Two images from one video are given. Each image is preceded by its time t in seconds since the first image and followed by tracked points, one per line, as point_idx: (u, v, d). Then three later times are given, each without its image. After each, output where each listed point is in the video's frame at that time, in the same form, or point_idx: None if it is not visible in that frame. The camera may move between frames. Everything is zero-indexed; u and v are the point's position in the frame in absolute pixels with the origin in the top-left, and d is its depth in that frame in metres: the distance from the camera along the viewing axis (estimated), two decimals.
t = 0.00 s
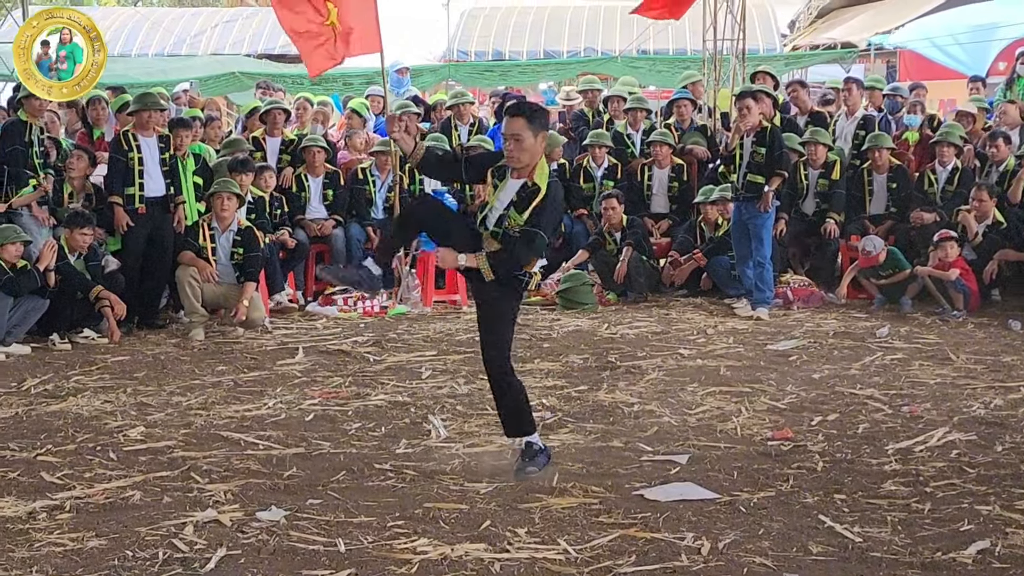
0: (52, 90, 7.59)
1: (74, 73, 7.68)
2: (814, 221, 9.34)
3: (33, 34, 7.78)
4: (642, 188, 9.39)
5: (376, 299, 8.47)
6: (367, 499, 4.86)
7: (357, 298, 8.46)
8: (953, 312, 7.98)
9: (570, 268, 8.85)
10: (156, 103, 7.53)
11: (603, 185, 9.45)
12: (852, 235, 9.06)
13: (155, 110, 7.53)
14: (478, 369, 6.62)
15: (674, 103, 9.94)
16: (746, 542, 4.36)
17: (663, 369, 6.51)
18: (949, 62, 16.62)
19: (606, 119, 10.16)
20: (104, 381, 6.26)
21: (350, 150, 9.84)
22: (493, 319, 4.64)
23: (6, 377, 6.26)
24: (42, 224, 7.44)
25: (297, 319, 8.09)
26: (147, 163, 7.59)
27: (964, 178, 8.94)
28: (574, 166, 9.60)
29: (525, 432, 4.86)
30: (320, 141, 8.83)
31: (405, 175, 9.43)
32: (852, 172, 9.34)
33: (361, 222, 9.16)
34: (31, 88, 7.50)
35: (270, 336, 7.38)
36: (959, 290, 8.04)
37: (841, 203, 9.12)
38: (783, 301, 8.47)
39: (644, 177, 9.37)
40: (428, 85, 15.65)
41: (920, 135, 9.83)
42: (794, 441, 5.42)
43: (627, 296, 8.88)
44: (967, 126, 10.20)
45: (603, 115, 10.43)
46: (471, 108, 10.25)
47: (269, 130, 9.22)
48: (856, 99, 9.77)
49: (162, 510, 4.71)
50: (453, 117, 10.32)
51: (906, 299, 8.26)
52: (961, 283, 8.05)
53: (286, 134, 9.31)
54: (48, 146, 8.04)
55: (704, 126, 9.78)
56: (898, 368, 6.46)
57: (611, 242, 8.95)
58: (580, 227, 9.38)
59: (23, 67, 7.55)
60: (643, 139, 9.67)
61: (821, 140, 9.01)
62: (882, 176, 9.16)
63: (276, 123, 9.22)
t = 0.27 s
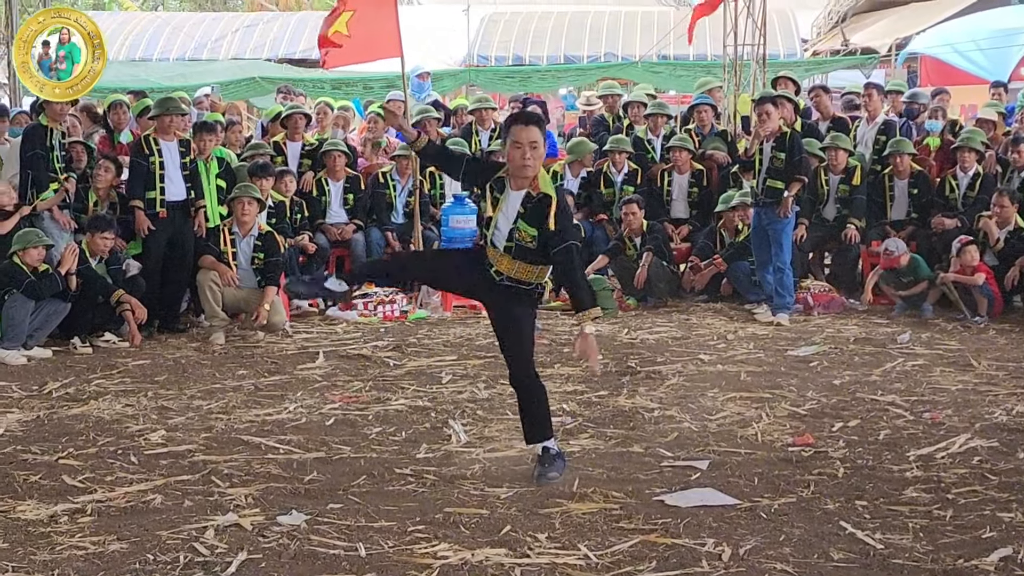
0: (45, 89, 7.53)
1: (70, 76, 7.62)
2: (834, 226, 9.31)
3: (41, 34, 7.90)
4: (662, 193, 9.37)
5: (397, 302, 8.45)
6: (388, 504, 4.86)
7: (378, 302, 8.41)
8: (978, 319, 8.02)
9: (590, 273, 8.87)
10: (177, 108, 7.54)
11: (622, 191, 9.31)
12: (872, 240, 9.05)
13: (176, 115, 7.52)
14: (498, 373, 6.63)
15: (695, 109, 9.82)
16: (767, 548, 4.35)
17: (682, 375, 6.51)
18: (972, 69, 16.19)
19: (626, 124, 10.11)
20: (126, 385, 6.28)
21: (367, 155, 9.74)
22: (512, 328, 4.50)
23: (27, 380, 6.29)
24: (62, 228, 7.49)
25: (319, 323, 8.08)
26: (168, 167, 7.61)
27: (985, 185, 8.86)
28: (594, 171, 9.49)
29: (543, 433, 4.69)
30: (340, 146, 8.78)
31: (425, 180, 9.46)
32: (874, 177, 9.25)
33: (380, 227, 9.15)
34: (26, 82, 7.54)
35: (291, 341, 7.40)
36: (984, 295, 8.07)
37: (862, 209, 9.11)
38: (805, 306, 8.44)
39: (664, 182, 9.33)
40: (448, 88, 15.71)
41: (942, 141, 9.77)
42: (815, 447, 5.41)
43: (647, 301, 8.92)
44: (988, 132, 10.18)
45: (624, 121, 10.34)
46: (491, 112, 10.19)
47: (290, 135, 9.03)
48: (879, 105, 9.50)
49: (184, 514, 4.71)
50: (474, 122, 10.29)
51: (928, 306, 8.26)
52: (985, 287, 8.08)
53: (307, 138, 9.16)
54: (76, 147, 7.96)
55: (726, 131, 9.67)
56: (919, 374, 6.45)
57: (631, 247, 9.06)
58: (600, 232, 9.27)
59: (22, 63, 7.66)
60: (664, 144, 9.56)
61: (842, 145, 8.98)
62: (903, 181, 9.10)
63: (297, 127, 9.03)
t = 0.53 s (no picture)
0: (38, 85, 8.01)
1: (64, 81, 8.06)
2: (856, 232, 9.24)
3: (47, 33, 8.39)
4: (683, 199, 9.39)
5: (418, 307, 8.43)
6: (409, 508, 4.84)
7: (398, 307, 8.40)
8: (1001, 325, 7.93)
9: (611, 278, 8.83)
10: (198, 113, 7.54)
11: (644, 197, 9.35)
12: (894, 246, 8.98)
13: (198, 120, 7.53)
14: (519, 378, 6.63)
15: (715, 114, 9.95)
16: (788, 555, 4.32)
17: (703, 381, 6.50)
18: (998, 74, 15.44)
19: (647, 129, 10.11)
20: (147, 389, 6.31)
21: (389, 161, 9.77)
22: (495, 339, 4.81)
23: (49, 384, 6.32)
24: (84, 231, 7.51)
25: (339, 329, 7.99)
26: (189, 172, 7.60)
27: (1008, 191, 8.79)
28: (615, 176, 9.51)
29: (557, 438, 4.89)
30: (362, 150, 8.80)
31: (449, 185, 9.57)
32: (895, 183, 9.28)
33: (402, 232, 9.25)
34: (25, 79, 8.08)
35: (312, 344, 7.42)
36: (1008, 301, 7.97)
37: (884, 215, 9.02)
38: (826, 312, 8.42)
39: (685, 188, 9.36)
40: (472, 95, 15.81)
41: (964, 147, 9.80)
42: (837, 454, 5.39)
43: (669, 306, 8.85)
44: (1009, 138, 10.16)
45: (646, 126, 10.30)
46: (514, 118, 10.29)
47: (312, 140, 9.08)
48: (900, 111, 9.73)
49: (205, 518, 4.71)
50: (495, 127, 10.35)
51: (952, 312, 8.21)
52: (1010, 293, 7.98)
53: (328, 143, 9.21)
54: (104, 153, 8.12)
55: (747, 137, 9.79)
56: (940, 380, 6.43)
57: (652, 252, 8.98)
58: (622, 237, 9.19)
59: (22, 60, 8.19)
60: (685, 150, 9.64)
61: (864, 151, 8.95)
62: (925, 188, 9.07)
63: (320, 132, 9.03)
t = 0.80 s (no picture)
0: (33, 81, 9.21)
1: (64, 85, 9.29)
2: (876, 237, 9.15)
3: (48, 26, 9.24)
4: (702, 204, 9.36)
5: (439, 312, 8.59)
6: (429, 513, 4.81)
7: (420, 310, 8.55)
8: None
9: (630, 283, 8.89)
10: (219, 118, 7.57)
11: (664, 202, 9.32)
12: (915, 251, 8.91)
13: (218, 124, 7.57)
14: (538, 384, 6.63)
15: (735, 119, 9.92)
16: (809, 561, 4.27)
17: (723, 386, 6.50)
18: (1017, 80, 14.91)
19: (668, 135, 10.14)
20: (168, 394, 6.34)
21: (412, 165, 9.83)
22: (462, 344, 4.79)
23: (70, 389, 6.38)
24: (104, 235, 7.60)
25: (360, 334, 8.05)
26: (210, 177, 7.63)
27: None
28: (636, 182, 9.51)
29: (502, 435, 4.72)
30: (383, 155, 8.81)
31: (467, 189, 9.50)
32: (915, 189, 9.17)
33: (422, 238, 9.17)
34: (24, 70, 9.15)
35: (332, 350, 7.45)
36: None
37: (905, 220, 8.92)
38: (846, 318, 8.42)
39: (704, 194, 9.34)
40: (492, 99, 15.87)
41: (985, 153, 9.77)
42: (857, 460, 5.37)
43: (687, 312, 8.85)
44: None
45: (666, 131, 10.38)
46: (534, 123, 10.26)
47: (330, 145, 9.22)
48: (920, 116, 9.68)
49: (225, 522, 4.68)
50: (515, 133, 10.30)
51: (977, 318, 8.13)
52: None
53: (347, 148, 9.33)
54: (126, 157, 7.94)
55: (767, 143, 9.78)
56: (962, 387, 6.41)
57: (671, 258, 8.99)
58: (640, 243, 9.29)
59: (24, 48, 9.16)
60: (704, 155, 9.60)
61: (885, 155, 8.88)
62: (945, 193, 8.99)
63: (338, 138, 9.20)
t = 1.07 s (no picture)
0: (27, 75, 9.14)
1: (59, 86, 9.34)
2: (895, 241, 9.20)
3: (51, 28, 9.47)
4: (721, 208, 9.36)
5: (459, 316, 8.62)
6: (447, 516, 4.76)
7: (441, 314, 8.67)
8: None
9: (648, 287, 8.84)
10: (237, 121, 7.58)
11: (682, 206, 9.34)
12: (934, 256, 8.85)
13: (236, 128, 7.57)
14: (556, 388, 6.62)
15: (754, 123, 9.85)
16: (828, 566, 4.21)
17: (741, 391, 6.49)
18: None
19: (686, 139, 10.16)
20: (186, 397, 6.37)
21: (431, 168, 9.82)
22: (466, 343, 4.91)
23: (89, 391, 6.42)
24: (124, 239, 7.55)
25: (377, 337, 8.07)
26: (228, 180, 7.64)
27: None
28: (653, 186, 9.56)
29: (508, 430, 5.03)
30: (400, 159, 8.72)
31: (485, 193, 9.45)
32: (935, 193, 9.07)
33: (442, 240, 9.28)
34: (20, 63, 9.20)
35: (350, 353, 7.47)
36: None
37: (923, 224, 8.91)
38: (864, 322, 8.39)
39: (722, 198, 9.34)
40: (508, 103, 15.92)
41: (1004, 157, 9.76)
42: (876, 465, 5.33)
43: (706, 316, 8.82)
44: None
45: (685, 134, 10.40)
46: (553, 127, 10.26)
47: (347, 148, 9.20)
48: (940, 120, 9.62)
49: (243, 525, 4.65)
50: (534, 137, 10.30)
51: (998, 323, 8.08)
52: None
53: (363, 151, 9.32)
54: (147, 160, 7.98)
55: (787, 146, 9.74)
56: (981, 392, 6.39)
57: (690, 262, 8.97)
58: (659, 246, 9.24)
59: (23, 43, 9.29)
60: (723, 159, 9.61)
61: (904, 159, 8.89)
62: (966, 198, 8.86)
63: (354, 141, 9.19)
